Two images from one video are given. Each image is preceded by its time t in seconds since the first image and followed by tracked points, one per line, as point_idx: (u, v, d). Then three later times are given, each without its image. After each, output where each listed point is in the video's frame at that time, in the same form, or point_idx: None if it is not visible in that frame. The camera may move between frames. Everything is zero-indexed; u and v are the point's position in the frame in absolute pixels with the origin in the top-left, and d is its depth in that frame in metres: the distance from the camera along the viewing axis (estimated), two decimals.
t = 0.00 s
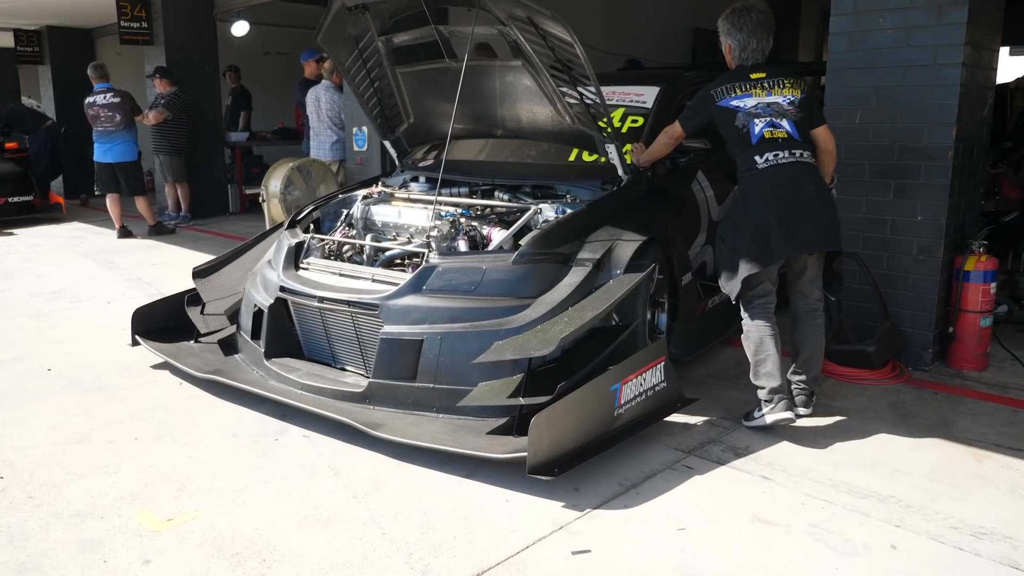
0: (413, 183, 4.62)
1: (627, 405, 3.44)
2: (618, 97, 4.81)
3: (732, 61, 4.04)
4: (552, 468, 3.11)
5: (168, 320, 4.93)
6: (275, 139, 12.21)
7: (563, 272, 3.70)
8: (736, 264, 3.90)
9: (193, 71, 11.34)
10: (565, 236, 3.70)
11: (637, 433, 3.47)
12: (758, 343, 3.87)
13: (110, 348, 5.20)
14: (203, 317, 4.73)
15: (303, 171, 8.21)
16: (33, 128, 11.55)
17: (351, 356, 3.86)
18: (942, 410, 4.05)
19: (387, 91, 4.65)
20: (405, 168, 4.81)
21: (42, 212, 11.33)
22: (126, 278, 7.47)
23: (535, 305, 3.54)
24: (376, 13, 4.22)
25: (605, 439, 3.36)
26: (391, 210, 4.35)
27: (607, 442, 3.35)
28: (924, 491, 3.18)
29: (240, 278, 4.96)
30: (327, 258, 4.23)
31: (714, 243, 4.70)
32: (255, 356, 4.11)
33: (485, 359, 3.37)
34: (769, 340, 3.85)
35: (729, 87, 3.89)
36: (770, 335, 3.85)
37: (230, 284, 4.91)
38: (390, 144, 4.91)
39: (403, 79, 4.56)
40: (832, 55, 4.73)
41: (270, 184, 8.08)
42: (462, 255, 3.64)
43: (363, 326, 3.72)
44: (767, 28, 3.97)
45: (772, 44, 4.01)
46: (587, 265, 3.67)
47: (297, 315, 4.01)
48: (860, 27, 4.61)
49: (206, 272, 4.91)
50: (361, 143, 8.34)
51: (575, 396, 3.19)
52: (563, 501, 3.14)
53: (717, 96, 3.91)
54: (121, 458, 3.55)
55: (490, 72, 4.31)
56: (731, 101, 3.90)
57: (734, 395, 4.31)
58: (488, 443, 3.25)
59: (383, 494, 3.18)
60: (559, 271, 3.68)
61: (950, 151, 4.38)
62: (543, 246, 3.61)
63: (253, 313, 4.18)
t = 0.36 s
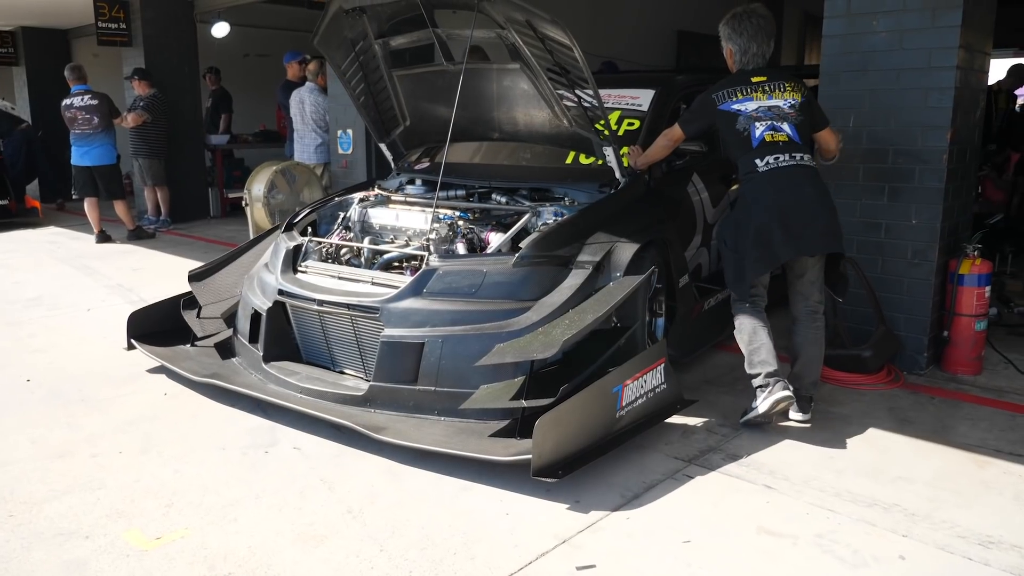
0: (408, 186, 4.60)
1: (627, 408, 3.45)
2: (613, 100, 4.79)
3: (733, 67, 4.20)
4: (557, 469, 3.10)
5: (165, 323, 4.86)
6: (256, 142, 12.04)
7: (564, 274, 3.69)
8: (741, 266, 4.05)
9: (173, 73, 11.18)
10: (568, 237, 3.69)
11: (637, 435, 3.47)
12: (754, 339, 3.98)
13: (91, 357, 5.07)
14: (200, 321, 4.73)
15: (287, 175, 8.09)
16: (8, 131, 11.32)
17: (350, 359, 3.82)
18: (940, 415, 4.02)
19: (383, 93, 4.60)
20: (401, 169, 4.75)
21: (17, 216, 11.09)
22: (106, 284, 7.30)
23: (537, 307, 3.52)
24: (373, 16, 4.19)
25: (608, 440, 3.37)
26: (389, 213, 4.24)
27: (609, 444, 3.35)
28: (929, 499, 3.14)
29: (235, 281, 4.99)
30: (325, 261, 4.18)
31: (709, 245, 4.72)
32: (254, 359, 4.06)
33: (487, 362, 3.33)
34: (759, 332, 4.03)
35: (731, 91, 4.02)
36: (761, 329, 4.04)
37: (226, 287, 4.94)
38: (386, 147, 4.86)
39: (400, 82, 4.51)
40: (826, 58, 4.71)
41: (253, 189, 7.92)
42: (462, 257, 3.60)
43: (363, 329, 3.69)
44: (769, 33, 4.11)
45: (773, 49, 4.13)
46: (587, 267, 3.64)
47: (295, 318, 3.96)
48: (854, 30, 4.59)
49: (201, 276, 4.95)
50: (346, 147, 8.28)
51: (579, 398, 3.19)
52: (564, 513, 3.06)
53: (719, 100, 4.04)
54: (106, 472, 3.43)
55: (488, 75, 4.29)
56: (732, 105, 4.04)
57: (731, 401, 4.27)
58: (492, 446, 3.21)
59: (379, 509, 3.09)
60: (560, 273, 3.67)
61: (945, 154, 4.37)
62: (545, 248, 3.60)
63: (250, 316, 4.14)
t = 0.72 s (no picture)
0: (405, 188, 4.46)
1: (629, 407, 3.45)
2: (609, 102, 4.76)
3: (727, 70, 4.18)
4: (560, 469, 3.10)
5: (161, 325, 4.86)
6: (237, 144, 11.88)
7: (563, 276, 3.66)
8: (740, 266, 4.07)
9: (152, 74, 10.99)
10: (568, 238, 3.65)
11: (638, 435, 3.46)
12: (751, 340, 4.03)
13: (73, 366, 4.93)
14: (196, 323, 4.72)
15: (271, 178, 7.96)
16: None
17: (349, 360, 3.79)
18: (938, 418, 4.00)
19: (379, 95, 4.53)
20: (398, 173, 4.64)
21: None
22: (85, 290, 7.13)
23: (537, 308, 3.50)
24: (371, 18, 4.12)
25: (609, 440, 3.37)
26: (386, 214, 4.16)
27: (612, 443, 3.36)
28: (933, 505, 3.11)
29: (230, 283, 4.96)
30: (323, 263, 4.15)
31: (704, 245, 4.73)
32: (252, 361, 4.03)
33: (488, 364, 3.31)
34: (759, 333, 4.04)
35: (727, 93, 4.01)
36: (762, 329, 4.04)
37: (223, 289, 4.91)
38: (382, 148, 4.81)
39: (396, 83, 4.44)
40: (819, 60, 4.68)
41: (237, 192, 7.78)
42: (462, 258, 3.59)
43: (363, 331, 3.67)
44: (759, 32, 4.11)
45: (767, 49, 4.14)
46: (587, 268, 3.62)
47: (294, 320, 3.93)
48: (847, 32, 4.57)
49: (195, 279, 4.82)
50: (331, 149, 8.09)
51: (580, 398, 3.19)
52: (566, 525, 2.99)
53: (715, 103, 4.02)
54: (91, 486, 3.32)
55: (485, 77, 4.21)
56: (728, 107, 4.03)
57: (728, 406, 4.22)
58: (493, 447, 3.20)
59: (375, 522, 3.00)
60: (559, 274, 3.64)
61: (939, 157, 4.36)
62: (544, 250, 3.56)
63: (247, 318, 4.10)
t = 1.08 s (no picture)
0: (403, 188, 4.43)
1: (631, 406, 3.45)
2: (606, 102, 4.75)
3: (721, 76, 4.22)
4: (564, 468, 3.11)
5: (159, 326, 4.85)
6: (218, 145, 11.71)
7: (564, 275, 3.64)
8: (739, 266, 4.07)
9: (132, 75, 10.81)
10: (569, 237, 3.64)
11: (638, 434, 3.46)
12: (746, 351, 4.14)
13: (54, 373, 4.79)
14: (193, 324, 4.66)
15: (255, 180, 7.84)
16: None
17: (349, 360, 3.77)
18: (938, 421, 3.97)
19: (377, 95, 4.44)
20: (394, 172, 4.57)
21: None
22: (64, 295, 6.96)
23: (538, 308, 3.48)
24: (370, 18, 4.03)
25: (611, 439, 3.37)
26: (385, 214, 4.12)
27: (615, 441, 3.36)
28: (940, 510, 3.07)
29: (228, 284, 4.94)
30: (322, 263, 4.09)
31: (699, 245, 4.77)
32: (252, 362, 4.00)
33: (490, 363, 3.30)
34: (755, 341, 4.14)
35: (722, 94, 4.02)
36: (759, 337, 4.13)
37: (221, 289, 4.87)
38: (379, 149, 4.71)
39: (395, 84, 4.35)
40: (814, 60, 4.65)
41: (220, 194, 7.65)
42: (463, 258, 3.57)
43: (363, 331, 3.65)
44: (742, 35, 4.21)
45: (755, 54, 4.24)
46: (588, 268, 3.59)
47: (293, 320, 3.90)
48: (842, 32, 4.54)
49: (193, 280, 4.80)
50: (317, 150, 7.87)
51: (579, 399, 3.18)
52: (569, 535, 2.91)
53: (711, 103, 4.03)
54: (76, 499, 3.20)
55: (484, 79, 4.13)
56: (724, 107, 4.04)
57: (726, 411, 4.17)
58: (497, 447, 3.18)
59: (373, 535, 2.91)
60: (559, 274, 3.62)
61: (935, 157, 4.34)
62: (544, 250, 3.54)
63: (246, 318, 4.06)
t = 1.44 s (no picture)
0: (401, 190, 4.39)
1: (634, 407, 3.44)
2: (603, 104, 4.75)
3: (713, 82, 4.18)
4: (570, 469, 3.08)
5: (157, 329, 4.82)
6: (201, 147, 11.53)
7: (565, 277, 3.57)
8: (733, 266, 4.04)
9: (113, 75, 10.62)
10: (571, 238, 3.60)
11: (641, 434, 3.45)
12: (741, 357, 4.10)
13: (35, 383, 4.65)
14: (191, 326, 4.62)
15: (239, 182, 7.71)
16: None
17: (350, 361, 3.74)
18: (940, 426, 3.94)
19: (375, 96, 4.36)
20: (393, 173, 4.55)
21: None
22: (44, 301, 6.79)
23: (539, 310, 3.43)
24: (369, 20, 3.95)
25: (614, 439, 3.34)
26: (385, 216, 4.07)
27: (620, 441, 3.35)
28: (949, 519, 3.03)
29: (227, 285, 4.87)
30: (321, 265, 4.07)
31: (696, 247, 4.77)
32: (252, 364, 3.97)
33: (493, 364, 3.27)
34: (754, 346, 4.12)
35: (717, 97, 4.03)
36: (757, 342, 4.11)
37: (221, 291, 4.80)
38: (377, 151, 4.62)
39: (394, 86, 4.26)
40: (812, 61, 4.62)
41: (204, 197, 7.52)
42: (465, 260, 3.55)
43: (365, 333, 3.61)
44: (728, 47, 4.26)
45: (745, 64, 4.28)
46: (589, 270, 3.55)
47: (294, 322, 3.87)
48: (839, 33, 4.51)
49: (192, 282, 4.73)
50: (302, 152, 7.69)
51: (579, 404, 3.14)
52: (575, 549, 2.84)
53: (705, 106, 4.04)
54: (61, 516, 3.08)
55: (482, 81, 4.04)
56: (719, 110, 4.04)
57: (726, 417, 4.11)
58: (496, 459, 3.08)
59: (373, 550, 2.82)
60: (560, 275, 3.54)
61: (934, 160, 4.31)
62: (545, 251, 3.50)
63: (246, 320, 4.01)
